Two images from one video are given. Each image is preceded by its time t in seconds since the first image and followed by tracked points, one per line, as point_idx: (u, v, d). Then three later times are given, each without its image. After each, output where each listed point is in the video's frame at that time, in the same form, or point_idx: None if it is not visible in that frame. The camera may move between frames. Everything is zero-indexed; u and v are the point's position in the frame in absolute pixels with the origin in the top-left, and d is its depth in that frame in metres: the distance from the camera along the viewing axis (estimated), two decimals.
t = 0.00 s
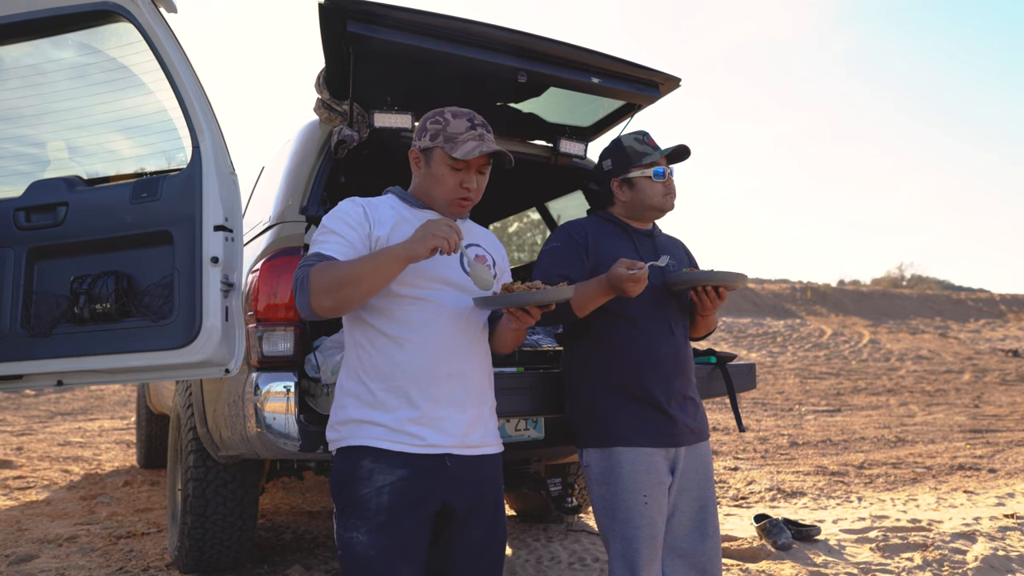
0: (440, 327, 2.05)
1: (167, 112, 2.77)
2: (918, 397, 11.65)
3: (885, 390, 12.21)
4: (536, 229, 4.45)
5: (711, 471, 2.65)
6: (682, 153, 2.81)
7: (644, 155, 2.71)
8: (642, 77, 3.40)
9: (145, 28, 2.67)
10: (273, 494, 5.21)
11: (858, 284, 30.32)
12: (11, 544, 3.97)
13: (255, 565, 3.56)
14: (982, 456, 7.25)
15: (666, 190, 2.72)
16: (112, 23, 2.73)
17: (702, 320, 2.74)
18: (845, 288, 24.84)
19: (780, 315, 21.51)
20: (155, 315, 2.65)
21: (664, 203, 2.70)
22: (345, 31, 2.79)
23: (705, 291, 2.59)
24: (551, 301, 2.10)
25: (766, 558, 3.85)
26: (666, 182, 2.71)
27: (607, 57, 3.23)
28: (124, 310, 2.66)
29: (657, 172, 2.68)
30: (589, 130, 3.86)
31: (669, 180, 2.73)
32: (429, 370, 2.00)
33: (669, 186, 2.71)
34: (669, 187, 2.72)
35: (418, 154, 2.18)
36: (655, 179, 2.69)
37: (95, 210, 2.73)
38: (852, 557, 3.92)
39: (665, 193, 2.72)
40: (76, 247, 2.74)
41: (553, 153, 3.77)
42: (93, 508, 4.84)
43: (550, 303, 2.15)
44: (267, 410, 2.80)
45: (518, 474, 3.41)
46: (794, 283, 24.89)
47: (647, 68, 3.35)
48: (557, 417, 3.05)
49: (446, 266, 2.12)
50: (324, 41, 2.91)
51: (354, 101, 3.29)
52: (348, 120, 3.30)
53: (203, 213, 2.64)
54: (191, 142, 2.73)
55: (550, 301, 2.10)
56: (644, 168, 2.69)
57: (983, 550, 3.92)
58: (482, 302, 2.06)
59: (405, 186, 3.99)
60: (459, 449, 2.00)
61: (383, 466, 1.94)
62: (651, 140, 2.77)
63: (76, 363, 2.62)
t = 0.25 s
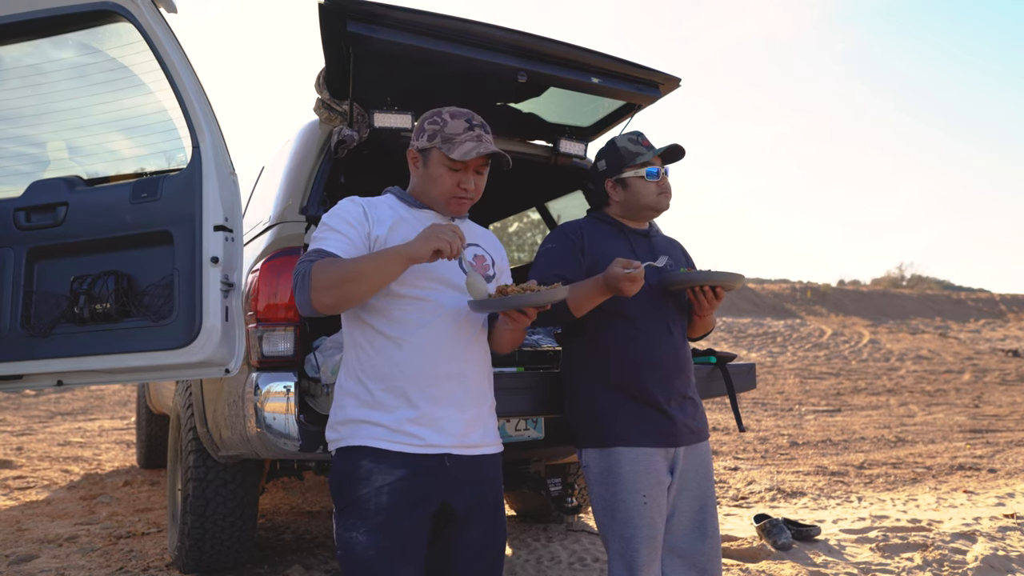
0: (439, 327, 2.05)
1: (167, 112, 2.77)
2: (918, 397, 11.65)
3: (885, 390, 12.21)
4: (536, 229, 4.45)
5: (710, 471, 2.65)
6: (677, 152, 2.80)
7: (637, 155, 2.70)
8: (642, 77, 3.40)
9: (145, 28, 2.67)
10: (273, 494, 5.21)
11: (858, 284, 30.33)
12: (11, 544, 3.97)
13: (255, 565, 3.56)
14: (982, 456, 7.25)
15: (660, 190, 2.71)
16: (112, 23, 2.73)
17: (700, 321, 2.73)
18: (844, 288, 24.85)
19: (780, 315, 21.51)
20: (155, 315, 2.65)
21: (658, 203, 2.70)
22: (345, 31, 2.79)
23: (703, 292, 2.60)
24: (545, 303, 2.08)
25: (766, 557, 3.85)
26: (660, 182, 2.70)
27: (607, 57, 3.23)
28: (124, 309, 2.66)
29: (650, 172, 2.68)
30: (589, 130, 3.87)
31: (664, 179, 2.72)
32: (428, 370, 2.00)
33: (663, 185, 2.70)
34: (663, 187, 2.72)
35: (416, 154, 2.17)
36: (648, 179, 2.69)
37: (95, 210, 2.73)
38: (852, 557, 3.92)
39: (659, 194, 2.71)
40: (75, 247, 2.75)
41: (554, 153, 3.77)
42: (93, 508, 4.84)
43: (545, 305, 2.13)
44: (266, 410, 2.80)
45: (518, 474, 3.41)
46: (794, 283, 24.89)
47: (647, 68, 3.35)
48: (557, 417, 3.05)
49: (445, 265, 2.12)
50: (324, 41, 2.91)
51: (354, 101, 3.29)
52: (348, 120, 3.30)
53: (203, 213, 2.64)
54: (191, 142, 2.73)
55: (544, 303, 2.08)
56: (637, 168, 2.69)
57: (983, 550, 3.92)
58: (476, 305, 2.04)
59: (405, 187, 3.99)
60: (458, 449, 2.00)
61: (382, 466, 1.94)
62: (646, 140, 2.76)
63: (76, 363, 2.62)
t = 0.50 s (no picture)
0: (439, 327, 2.05)
1: (167, 112, 2.77)
2: (918, 397, 11.65)
3: (885, 390, 12.21)
4: (536, 229, 4.45)
5: (711, 471, 2.65)
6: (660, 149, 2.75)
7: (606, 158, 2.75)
8: (642, 77, 3.40)
9: (145, 28, 2.67)
10: (273, 494, 5.21)
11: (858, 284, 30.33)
12: (11, 544, 3.97)
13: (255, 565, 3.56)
14: (982, 456, 7.25)
15: (629, 191, 2.71)
16: (112, 23, 2.73)
17: (700, 321, 2.72)
18: (844, 288, 24.85)
19: (780, 315, 21.51)
20: (155, 315, 2.65)
21: (625, 204, 2.71)
22: (345, 31, 2.79)
23: (702, 293, 2.59)
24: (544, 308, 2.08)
25: (766, 558, 3.85)
26: (629, 182, 2.70)
27: (606, 57, 3.23)
28: (124, 309, 2.66)
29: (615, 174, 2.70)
30: (588, 130, 3.87)
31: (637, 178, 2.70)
32: (428, 370, 2.00)
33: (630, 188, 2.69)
34: (635, 186, 2.70)
35: (416, 153, 2.18)
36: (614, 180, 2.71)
37: (95, 210, 2.73)
38: (852, 557, 3.92)
39: (631, 194, 2.70)
40: (75, 248, 2.74)
41: (554, 153, 3.76)
42: (93, 508, 4.84)
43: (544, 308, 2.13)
44: (267, 410, 2.80)
45: (518, 474, 3.41)
46: (794, 283, 24.89)
47: (647, 68, 3.35)
48: (557, 417, 3.05)
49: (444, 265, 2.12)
50: (324, 41, 2.91)
51: (354, 101, 3.29)
52: (348, 120, 3.30)
53: (204, 213, 2.64)
54: (191, 142, 2.73)
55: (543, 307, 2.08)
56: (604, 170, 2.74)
57: (983, 550, 3.92)
58: (476, 305, 2.03)
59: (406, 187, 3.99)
60: (458, 450, 2.00)
61: (383, 466, 1.94)
62: (624, 139, 2.75)
63: (76, 363, 2.62)
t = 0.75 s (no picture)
0: (439, 327, 2.05)
1: (167, 112, 2.77)
2: (918, 397, 11.65)
3: (885, 390, 12.21)
4: (536, 229, 4.45)
5: (711, 471, 2.65)
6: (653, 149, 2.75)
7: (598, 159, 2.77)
8: (642, 77, 3.40)
9: (145, 29, 2.67)
10: (273, 494, 5.21)
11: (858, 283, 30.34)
12: (11, 544, 3.97)
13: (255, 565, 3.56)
14: (982, 456, 7.24)
15: (620, 191, 2.72)
16: (112, 23, 2.73)
17: (700, 321, 2.73)
18: (844, 287, 24.85)
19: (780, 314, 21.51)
20: (155, 315, 2.65)
21: (616, 204, 2.72)
22: (345, 31, 2.78)
23: (699, 292, 2.58)
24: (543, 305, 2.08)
25: (766, 557, 3.85)
26: (620, 182, 2.71)
27: (607, 57, 3.23)
28: (124, 309, 2.66)
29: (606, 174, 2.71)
30: (588, 130, 3.87)
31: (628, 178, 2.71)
32: (428, 370, 2.00)
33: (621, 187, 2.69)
34: (626, 186, 2.71)
35: (419, 154, 2.18)
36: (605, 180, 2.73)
37: (95, 210, 2.73)
38: (852, 557, 3.92)
39: (623, 194, 2.71)
40: (75, 248, 2.74)
41: (554, 153, 3.77)
42: (93, 508, 4.84)
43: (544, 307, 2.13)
44: (267, 410, 2.80)
45: (518, 474, 3.41)
46: (794, 283, 24.89)
47: (648, 68, 3.34)
48: (557, 417, 3.04)
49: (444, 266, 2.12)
50: (325, 41, 2.91)
51: (353, 101, 3.29)
52: (348, 120, 3.29)
53: (203, 214, 2.64)
54: (191, 142, 2.73)
55: (541, 304, 2.08)
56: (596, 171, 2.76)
57: (983, 550, 3.92)
58: (475, 302, 2.03)
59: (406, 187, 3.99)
60: (458, 450, 2.00)
61: (382, 467, 1.94)
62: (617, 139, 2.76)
63: (76, 363, 2.62)
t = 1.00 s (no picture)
0: (439, 327, 2.05)
1: (167, 112, 2.77)
2: (918, 397, 11.65)
3: (885, 390, 12.21)
4: (536, 229, 4.45)
5: (711, 471, 2.65)
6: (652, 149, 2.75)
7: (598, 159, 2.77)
8: (642, 77, 3.40)
9: (145, 29, 2.67)
10: (273, 494, 5.21)
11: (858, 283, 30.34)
12: (11, 544, 3.97)
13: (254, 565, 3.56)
14: (982, 456, 7.24)
15: (620, 191, 2.71)
16: (112, 23, 2.72)
17: (699, 321, 2.73)
18: (844, 288, 24.86)
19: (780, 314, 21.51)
20: (155, 315, 2.65)
21: (616, 204, 2.72)
22: (345, 31, 2.78)
23: (698, 292, 2.58)
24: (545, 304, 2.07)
25: (766, 557, 3.85)
26: (620, 182, 2.71)
27: (606, 57, 3.23)
28: (124, 309, 2.66)
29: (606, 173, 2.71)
30: (588, 130, 3.87)
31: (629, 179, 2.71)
32: (428, 370, 2.00)
33: (621, 187, 2.69)
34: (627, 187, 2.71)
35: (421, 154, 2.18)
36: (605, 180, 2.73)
37: (96, 210, 2.73)
38: (852, 557, 3.92)
39: (624, 194, 2.71)
40: (75, 247, 2.74)
41: (553, 153, 3.77)
42: (93, 508, 4.84)
43: (545, 306, 2.13)
44: (267, 410, 2.80)
45: (518, 474, 3.41)
46: (794, 283, 24.89)
47: (648, 68, 3.34)
48: (557, 417, 3.05)
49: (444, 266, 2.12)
50: (325, 41, 2.91)
51: (353, 101, 3.29)
52: (348, 120, 3.29)
53: (204, 214, 2.64)
54: (191, 142, 2.73)
55: (542, 303, 2.07)
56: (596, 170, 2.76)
57: (983, 550, 3.92)
58: (476, 301, 2.04)
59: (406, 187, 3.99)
60: (457, 450, 2.00)
61: (382, 467, 1.94)
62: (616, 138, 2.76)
63: (76, 363, 2.62)
